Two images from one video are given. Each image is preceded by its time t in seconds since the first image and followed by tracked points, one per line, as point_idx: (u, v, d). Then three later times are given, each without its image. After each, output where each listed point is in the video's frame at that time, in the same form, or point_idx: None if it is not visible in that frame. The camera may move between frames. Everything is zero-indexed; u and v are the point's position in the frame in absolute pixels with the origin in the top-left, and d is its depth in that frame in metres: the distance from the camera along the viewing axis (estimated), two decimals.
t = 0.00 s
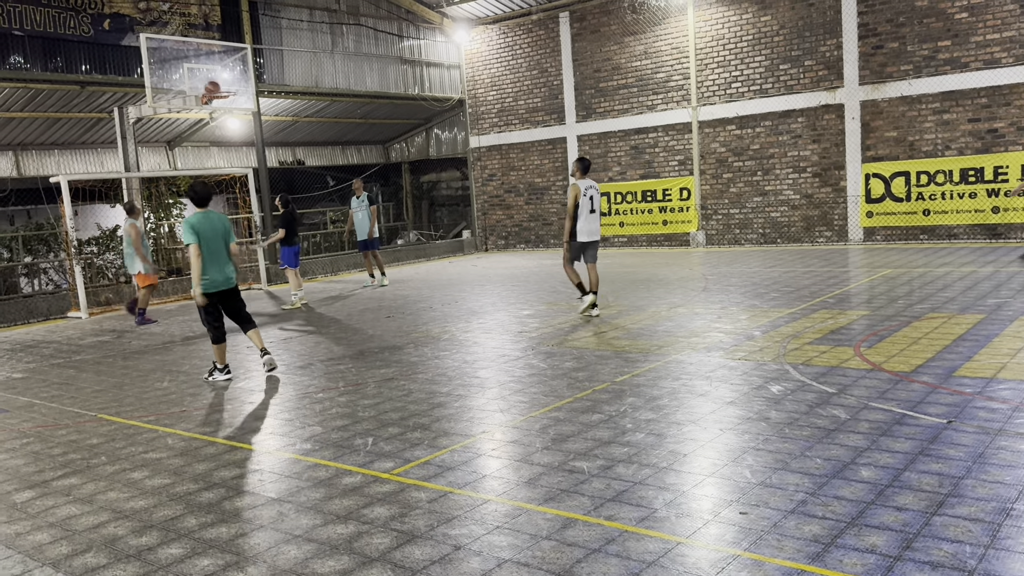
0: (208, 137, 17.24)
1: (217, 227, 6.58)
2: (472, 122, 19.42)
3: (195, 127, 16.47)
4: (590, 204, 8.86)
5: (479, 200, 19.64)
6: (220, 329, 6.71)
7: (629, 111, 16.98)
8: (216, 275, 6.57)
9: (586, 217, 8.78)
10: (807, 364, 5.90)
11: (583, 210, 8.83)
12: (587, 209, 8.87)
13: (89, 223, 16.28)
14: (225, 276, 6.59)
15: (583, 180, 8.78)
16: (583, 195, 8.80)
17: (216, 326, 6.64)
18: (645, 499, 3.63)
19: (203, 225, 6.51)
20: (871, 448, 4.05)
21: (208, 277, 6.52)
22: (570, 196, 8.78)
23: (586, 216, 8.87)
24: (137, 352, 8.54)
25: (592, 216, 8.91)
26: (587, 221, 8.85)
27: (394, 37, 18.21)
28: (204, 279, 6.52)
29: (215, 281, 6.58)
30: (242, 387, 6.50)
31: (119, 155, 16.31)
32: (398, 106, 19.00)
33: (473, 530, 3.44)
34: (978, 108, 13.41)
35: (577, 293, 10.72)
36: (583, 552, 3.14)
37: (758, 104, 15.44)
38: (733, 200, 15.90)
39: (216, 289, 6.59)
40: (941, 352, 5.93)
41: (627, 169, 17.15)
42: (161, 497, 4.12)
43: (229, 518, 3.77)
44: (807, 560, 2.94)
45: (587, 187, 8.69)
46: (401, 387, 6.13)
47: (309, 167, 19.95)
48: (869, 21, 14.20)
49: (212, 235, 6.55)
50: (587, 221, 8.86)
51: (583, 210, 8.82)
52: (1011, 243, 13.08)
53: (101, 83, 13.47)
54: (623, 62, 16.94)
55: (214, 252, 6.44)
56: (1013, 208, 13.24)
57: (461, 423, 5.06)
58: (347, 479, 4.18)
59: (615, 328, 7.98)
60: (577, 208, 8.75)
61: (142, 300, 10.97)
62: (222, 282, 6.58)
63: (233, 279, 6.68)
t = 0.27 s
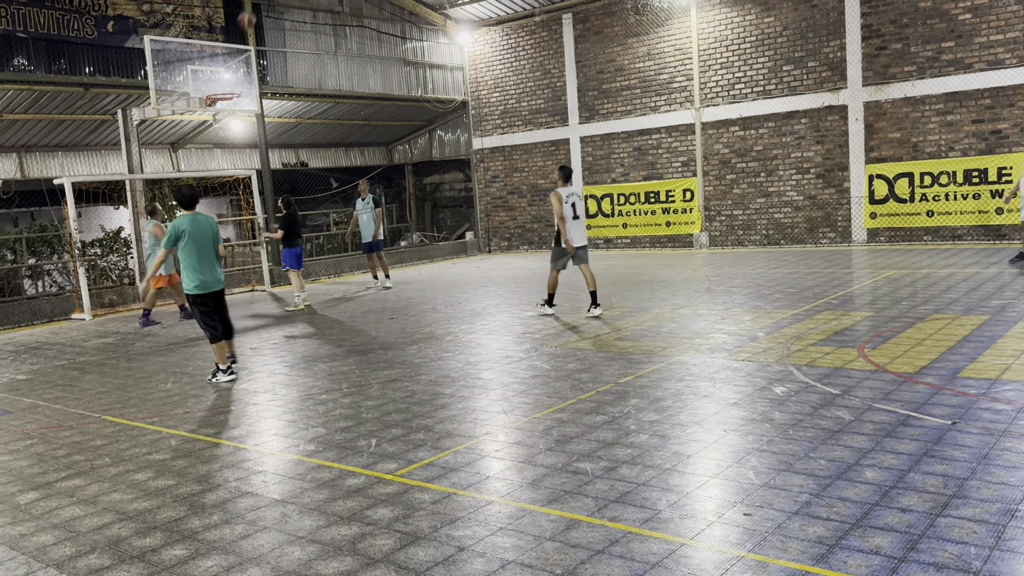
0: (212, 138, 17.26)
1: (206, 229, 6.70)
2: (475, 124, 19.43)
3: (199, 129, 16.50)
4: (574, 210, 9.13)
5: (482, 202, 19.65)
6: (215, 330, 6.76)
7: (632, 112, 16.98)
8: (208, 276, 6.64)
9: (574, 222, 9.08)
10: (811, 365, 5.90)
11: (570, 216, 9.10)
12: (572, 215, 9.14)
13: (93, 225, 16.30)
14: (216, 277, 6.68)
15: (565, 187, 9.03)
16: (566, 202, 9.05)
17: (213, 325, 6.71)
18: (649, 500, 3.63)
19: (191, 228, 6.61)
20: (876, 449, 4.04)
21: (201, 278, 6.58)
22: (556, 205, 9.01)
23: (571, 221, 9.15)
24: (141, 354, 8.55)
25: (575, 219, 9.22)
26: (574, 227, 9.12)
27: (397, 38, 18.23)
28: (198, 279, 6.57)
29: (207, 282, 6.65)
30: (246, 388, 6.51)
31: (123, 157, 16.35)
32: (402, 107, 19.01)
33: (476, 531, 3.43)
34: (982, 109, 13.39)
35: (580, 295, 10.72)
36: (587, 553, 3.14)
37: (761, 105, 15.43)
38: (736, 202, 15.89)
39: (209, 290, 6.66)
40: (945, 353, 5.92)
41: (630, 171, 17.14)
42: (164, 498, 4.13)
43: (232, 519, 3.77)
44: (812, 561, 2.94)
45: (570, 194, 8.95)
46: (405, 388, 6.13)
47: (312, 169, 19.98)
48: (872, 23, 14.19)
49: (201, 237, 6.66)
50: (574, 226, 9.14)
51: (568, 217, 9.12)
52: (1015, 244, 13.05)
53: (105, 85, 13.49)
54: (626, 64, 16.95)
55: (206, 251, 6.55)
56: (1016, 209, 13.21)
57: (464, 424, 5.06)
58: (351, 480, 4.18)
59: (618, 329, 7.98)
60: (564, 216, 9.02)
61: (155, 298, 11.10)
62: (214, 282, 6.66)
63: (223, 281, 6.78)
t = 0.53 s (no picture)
0: (213, 140, 17.28)
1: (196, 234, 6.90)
2: (477, 125, 19.44)
3: (201, 131, 16.51)
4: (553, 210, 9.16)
5: (484, 204, 19.66)
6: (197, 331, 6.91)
7: (633, 114, 16.98)
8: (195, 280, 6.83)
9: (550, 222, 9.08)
10: (813, 367, 5.89)
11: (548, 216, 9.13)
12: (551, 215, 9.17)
13: (95, 227, 16.31)
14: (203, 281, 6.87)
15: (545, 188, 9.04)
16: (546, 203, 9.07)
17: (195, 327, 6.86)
18: (651, 502, 3.63)
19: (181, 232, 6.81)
20: (878, 451, 4.04)
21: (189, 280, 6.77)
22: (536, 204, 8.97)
23: (548, 220, 9.16)
24: (143, 356, 8.56)
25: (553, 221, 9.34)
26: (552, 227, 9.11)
27: (398, 40, 18.25)
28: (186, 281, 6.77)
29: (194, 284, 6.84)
30: (248, 390, 6.52)
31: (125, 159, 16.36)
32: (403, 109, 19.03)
33: (478, 533, 3.43)
34: (983, 111, 13.38)
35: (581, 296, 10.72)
36: (589, 555, 3.14)
37: (762, 107, 15.43)
38: (737, 203, 15.89)
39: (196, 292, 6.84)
40: (947, 355, 5.92)
41: (631, 172, 17.15)
42: (166, 500, 4.13)
43: (234, 521, 3.78)
44: (814, 563, 2.93)
45: (551, 194, 8.97)
46: (407, 390, 6.13)
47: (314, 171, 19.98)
48: (874, 24, 14.18)
49: (191, 241, 6.85)
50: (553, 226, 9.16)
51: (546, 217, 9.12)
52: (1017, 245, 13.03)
53: (107, 87, 13.50)
54: (628, 65, 16.95)
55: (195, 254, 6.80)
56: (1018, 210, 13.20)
57: (466, 426, 5.06)
58: (353, 482, 4.19)
59: (619, 331, 7.98)
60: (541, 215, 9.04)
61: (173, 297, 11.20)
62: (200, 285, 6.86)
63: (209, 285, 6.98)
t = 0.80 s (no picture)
0: (215, 144, 17.31)
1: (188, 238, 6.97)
2: (478, 129, 19.46)
3: (202, 135, 16.53)
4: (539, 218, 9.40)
5: (485, 207, 19.66)
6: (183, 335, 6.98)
7: (634, 118, 17.00)
8: (182, 284, 6.88)
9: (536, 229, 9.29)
10: (815, 370, 5.89)
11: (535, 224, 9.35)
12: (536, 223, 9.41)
13: (97, 231, 16.33)
14: (192, 286, 6.92)
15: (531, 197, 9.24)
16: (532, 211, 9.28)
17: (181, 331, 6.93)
18: (654, 506, 3.63)
19: (171, 235, 6.88)
20: (880, 455, 4.04)
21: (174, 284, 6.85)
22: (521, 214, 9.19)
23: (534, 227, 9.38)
24: (144, 360, 8.57)
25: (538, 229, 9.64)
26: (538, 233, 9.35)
27: (400, 44, 18.28)
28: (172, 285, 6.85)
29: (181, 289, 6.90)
30: (250, 394, 6.52)
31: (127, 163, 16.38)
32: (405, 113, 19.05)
33: (480, 537, 3.43)
34: (985, 114, 13.38)
35: (583, 300, 10.72)
36: (591, 560, 3.14)
37: (763, 110, 15.45)
38: (739, 206, 15.89)
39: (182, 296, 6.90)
40: (949, 358, 5.91)
41: (632, 176, 17.16)
42: (168, 504, 4.13)
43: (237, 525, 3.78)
44: (816, 567, 2.93)
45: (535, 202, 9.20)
46: (409, 394, 6.14)
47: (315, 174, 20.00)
48: (875, 27, 14.19)
49: (180, 245, 6.90)
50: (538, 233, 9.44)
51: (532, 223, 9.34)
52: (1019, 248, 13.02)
53: (109, 92, 13.52)
54: (629, 69, 16.97)
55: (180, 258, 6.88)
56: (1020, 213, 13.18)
57: (468, 429, 5.06)
58: (355, 486, 4.19)
59: (621, 334, 7.98)
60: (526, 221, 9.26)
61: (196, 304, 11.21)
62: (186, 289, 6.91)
63: (198, 290, 7.05)
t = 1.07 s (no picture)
0: (215, 146, 17.31)
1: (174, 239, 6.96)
2: (478, 131, 19.46)
3: (202, 136, 16.54)
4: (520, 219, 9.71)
5: (485, 209, 19.66)
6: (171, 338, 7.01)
7: (634, 119, 17.01)
8: (167, 287, 6.89)
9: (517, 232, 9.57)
10: (815, 372, 5.89)
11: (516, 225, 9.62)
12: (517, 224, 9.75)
13: (97, 233, 16.33)
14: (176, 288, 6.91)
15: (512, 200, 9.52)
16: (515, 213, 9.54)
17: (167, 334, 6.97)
18: (654, 508, 3.62)
19: (154, 239, 6.89)
20: (880, 456, 4.04)
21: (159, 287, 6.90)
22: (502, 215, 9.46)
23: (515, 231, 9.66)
24: (143, 362, 8.56)
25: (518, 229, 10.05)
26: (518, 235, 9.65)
27: (399, 46, 18.29)
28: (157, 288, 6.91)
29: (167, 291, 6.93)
30: (249, 396, 6.51)
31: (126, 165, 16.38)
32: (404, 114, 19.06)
33: (480, 539, 3.43)
34: (984, 115, 13.39)
35: (583, 301, 10.72)
36: (591, 561, 3.13)
37: (763, 112, 15.45)
38: (738, 208, 15.90)
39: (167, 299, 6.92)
40: (949, 359, 5.91)
41: (632, 177, 17.17)
42: (167, 506, 4.12)
43: (236, 527, 3.77)
44: (816, 569, 2.93)
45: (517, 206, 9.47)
46: (408, 395, 6.13)
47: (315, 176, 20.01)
48: (874, 29, 14.21)
49: (164, 248, 6.90)
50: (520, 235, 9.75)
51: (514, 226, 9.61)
52: (1019, 249, 13.02)
53: (109, 93, 13.52)
54: (628, 70, 16.98)
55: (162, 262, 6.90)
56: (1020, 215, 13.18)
57: (468, 431, 5.06)
58: (354, 488, 4.18)
59: (620, 336, 7.98)
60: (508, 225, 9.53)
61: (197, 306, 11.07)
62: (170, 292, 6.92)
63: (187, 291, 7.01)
